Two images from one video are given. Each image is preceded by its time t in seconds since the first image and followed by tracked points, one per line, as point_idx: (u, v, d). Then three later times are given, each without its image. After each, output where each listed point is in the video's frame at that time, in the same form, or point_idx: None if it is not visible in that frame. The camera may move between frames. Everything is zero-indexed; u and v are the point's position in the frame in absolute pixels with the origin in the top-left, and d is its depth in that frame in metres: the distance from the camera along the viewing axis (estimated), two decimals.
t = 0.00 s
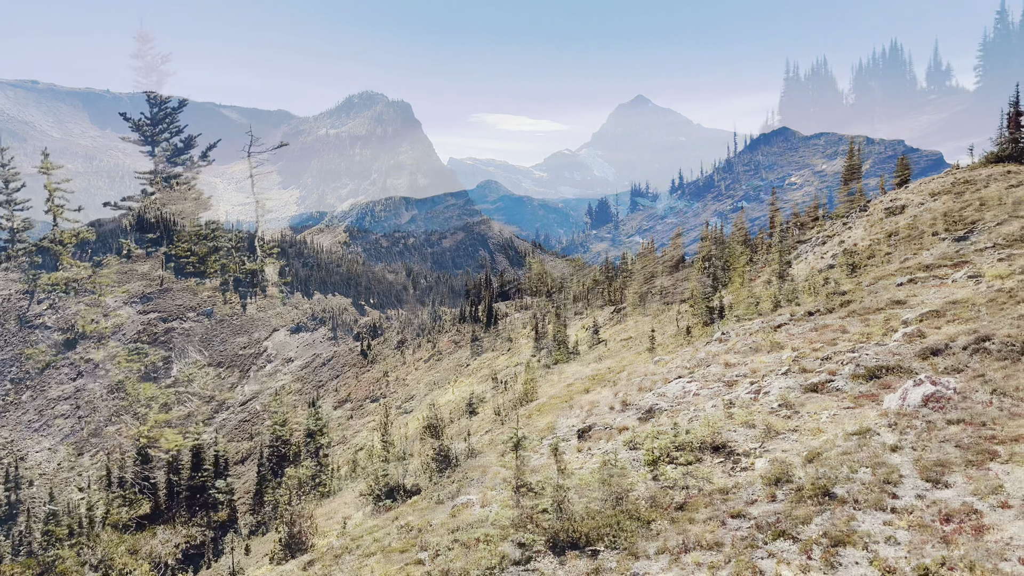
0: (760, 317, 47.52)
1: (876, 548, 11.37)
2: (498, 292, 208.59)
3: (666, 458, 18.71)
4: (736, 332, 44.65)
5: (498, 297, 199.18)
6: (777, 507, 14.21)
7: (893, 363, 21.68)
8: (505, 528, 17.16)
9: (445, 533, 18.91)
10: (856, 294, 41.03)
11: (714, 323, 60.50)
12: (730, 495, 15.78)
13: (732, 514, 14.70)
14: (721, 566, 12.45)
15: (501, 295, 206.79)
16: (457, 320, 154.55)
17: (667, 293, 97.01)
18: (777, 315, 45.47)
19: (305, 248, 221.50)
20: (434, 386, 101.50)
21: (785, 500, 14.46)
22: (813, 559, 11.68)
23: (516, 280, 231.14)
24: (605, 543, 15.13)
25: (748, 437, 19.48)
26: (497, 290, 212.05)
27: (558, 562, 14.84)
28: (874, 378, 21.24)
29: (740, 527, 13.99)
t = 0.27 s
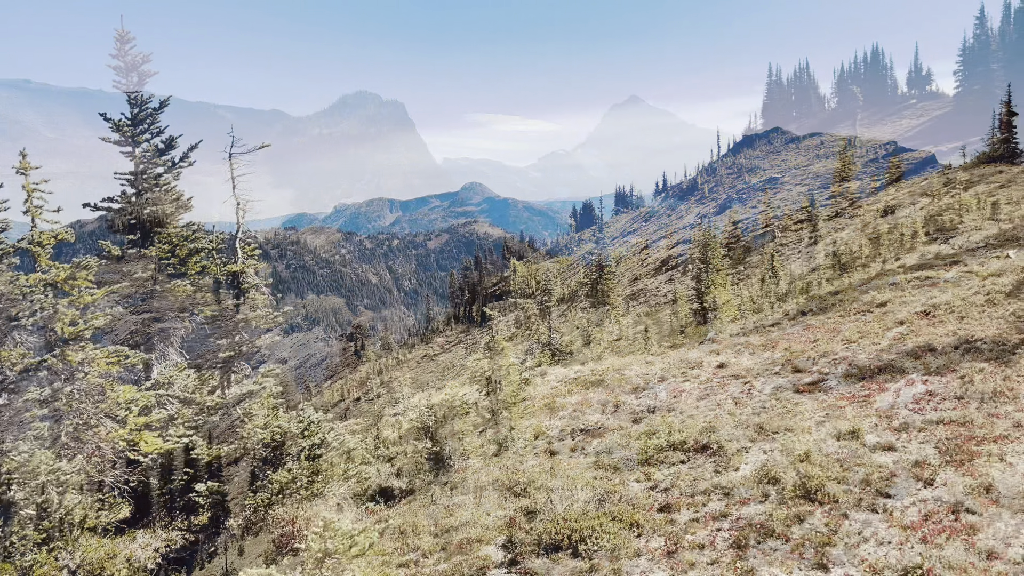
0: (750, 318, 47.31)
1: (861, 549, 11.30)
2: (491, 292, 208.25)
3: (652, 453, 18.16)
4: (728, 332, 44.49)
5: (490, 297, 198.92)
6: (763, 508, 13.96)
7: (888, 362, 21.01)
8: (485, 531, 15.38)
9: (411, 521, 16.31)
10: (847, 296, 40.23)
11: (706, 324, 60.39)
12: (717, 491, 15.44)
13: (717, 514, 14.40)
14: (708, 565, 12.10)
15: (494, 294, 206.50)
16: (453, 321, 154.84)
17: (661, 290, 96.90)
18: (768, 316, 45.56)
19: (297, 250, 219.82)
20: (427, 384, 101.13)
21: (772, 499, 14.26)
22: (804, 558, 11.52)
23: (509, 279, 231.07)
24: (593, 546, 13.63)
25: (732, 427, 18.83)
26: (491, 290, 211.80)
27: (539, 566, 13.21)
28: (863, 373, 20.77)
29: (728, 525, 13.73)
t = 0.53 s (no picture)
0: (736, 317, 46.81)
1: (843, 550, 11.23)
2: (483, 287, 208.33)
3: (640, 455, 17.93)
4: (711, 326, 44.42)
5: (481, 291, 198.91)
6: (746, 510, 13.78)
7: (874, 362, 20.73)
8: (469, 533, 14.41)
9: (393, 523, 15.43)
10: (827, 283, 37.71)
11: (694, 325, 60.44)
12: (703, 493, 15.25)
13: (700, 515, 14.23)
14: (692, 567, 11.89)
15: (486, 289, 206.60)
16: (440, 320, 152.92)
17: (636, 273, 93.84)
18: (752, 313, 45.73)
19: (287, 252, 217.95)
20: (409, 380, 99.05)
21: (755, 500, 14.11)
22: (785, 557, 11.35)
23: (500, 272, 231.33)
24: (579, 547, 12.86)
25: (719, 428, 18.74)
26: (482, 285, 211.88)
27: (521, 567, 12.37)
28: (849, 372, 20.59)
29: (711, 527, 13.57)
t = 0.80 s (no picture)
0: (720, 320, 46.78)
1: (824, 550, 11.27)
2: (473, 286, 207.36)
3: (621, 457, 18.10)
4: (692, 329, 44.18)
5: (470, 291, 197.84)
6: (729, 510, 13.78)
7: (854, 364, 20.88)
8: (452, 536, 14.44)
9: (377, 526, 15.43)
10: (806, 287, 37.31)
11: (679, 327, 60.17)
12: (685, 494, 15.29)
13: (682, 517, 14.24)
14: (675, 569, 11.94)
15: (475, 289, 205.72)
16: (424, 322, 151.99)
17: (620, 275, 93.01)
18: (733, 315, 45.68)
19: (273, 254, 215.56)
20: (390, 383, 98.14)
21: (737, 501, 14.10)
22: (767, 560, 11.37)
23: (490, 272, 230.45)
24: (562, 549, 12.86)
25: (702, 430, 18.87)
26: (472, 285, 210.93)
27: (504, 569, 12.34)
28: (831, 374, 20.64)
29: (694, 529, 13.55)
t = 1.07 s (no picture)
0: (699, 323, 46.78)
1: (804, 551, 11.28)
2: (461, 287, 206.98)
3: (601, 459, 18.15)
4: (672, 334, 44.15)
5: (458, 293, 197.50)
6: (709, 511, 13.77)
7: (831, 366, 20.98)
8: (434, 539, 14.41)
9: (357, 529, 15.42)
10: (786, 290, 37.33)
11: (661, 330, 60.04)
12: (665, 496, 15.33)
13: (663, 518, 14.22)
14: (656, 571, 11.94)
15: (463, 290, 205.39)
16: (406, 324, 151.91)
17: (602, 278, 93.15)
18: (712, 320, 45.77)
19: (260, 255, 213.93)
20: (373, 386, 98.41)
21: (718, 503, 14.06)
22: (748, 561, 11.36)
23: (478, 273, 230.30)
24: (543, 551, 12.88)
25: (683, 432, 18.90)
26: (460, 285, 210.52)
27: (484, 572, 12.32)
28: (811, 376, 20.73)
29: (673, 531, 13.57)
